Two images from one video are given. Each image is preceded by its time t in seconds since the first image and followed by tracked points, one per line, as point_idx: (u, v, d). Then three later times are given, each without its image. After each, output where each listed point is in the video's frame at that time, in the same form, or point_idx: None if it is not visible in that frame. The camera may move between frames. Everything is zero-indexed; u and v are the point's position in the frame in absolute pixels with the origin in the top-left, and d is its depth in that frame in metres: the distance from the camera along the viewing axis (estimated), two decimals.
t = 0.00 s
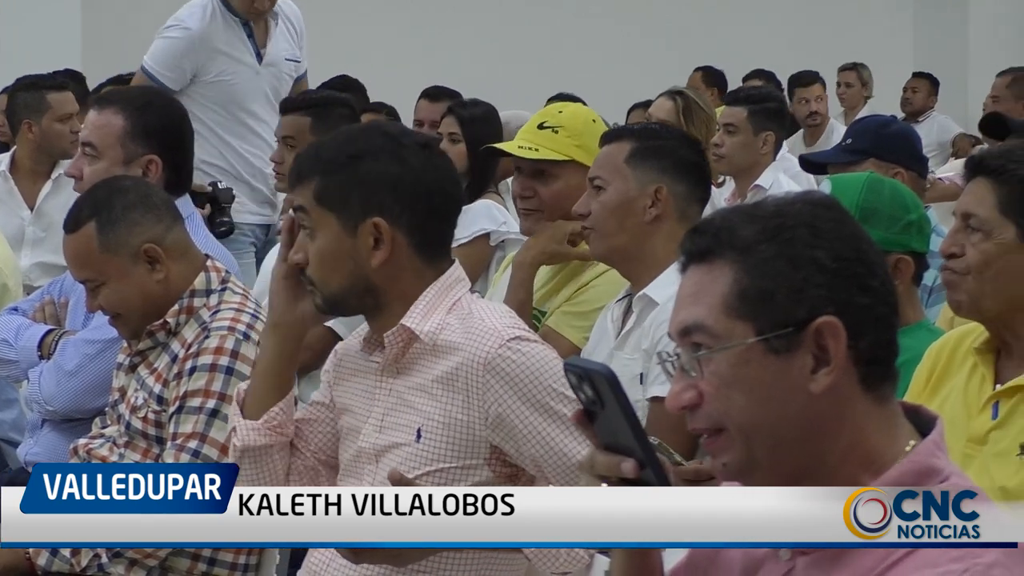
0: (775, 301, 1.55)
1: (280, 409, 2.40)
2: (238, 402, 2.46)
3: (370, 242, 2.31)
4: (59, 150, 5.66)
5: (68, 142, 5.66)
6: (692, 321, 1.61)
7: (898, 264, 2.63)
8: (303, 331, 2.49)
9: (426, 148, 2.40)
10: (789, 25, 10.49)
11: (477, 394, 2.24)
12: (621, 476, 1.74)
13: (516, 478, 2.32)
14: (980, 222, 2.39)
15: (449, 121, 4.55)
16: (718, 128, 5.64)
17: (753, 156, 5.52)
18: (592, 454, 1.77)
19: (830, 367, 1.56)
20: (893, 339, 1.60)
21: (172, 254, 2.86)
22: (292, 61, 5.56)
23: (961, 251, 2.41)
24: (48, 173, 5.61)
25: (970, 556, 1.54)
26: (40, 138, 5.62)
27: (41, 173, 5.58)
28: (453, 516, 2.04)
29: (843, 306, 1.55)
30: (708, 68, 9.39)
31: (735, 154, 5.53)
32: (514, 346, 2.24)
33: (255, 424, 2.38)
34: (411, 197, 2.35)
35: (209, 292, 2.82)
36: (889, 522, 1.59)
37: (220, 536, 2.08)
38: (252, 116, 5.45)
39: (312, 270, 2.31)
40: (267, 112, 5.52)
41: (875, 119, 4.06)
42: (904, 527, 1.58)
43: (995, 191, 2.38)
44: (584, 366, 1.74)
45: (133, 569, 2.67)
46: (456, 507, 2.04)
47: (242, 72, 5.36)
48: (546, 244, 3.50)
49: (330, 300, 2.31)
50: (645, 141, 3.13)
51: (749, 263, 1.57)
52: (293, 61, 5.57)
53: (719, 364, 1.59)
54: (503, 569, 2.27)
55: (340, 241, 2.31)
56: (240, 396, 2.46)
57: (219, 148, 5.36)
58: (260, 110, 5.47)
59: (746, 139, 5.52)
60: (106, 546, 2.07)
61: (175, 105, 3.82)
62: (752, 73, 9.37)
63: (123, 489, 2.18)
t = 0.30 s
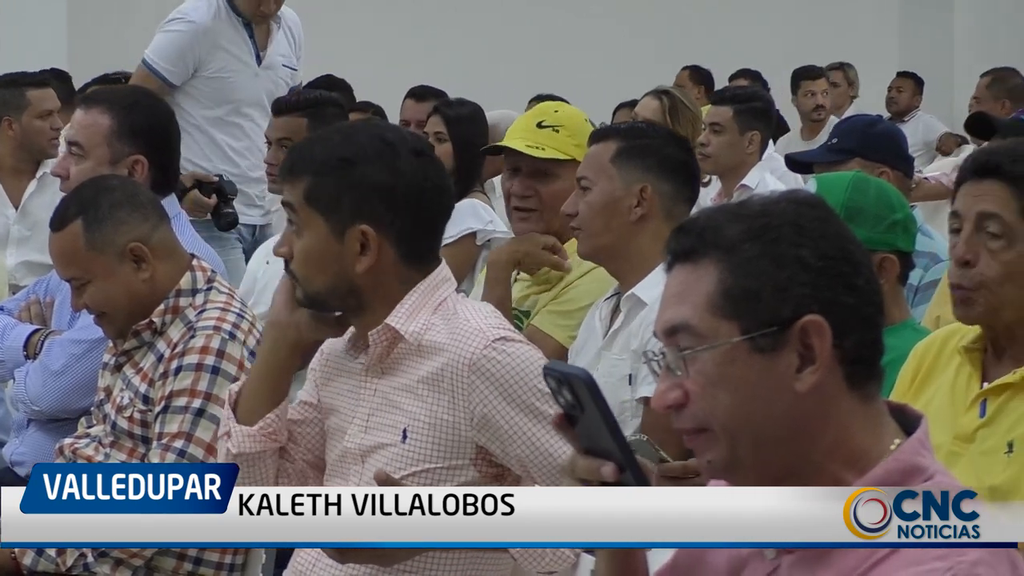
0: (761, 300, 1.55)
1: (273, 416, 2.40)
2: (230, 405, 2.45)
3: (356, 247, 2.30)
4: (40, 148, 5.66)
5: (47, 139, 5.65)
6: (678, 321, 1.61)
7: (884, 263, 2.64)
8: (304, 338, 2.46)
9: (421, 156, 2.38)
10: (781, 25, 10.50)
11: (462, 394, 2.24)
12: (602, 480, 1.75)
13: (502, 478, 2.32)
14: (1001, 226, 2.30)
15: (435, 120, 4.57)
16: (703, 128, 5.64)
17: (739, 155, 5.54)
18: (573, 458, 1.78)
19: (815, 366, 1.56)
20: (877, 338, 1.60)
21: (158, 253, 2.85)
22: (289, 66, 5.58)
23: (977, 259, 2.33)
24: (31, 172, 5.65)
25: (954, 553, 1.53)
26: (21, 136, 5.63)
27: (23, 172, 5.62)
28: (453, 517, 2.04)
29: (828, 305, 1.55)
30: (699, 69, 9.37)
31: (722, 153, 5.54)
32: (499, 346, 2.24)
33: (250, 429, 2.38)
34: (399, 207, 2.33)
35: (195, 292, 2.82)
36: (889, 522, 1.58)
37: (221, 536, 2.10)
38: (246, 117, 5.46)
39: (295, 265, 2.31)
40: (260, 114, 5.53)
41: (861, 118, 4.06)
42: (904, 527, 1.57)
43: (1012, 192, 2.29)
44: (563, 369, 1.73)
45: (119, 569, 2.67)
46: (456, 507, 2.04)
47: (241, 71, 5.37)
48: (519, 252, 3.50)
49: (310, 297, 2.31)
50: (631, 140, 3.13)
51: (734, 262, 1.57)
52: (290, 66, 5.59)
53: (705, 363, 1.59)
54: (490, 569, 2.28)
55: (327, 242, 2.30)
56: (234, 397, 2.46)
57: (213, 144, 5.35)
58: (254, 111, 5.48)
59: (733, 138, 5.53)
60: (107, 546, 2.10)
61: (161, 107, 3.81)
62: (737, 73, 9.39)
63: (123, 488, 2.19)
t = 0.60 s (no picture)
0: (727, 318, 1.56)
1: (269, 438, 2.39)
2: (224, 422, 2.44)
3: (349, 248, 2.30)
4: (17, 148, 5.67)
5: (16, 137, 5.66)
6: (651, 350, 1.61)
7: (867, 263, 2.64)
8: (293, 358, 2.40)
9: (421, 162, 2.37)
10: (767, 23, 10.50)
11: (448, 393, 2.24)
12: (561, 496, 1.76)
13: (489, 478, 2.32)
14: (1018, 252, 2.24)
15: (420, 118, 4.58)
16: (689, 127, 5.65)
17: (725, 154, 5.52)
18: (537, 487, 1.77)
19: (795, 373, 1.56)
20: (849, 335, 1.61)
21: (143, 253, 2.85)
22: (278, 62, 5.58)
23: (997, 285, 2.26)
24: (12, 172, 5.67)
25: (938, 557, 1.55)
26: None
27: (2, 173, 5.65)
28: (453, 516, 2.07)
29: (796, 312, 1.56)
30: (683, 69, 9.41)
31: (707, 152, 5.53)
32: (485, 345, 2.23)
33: (248, 454, 2.37)
34: (393, 211, 2.33)
35: (179, 291, 2.82)
36: (889, 521, 1.59)
37: (223, 537, 2.11)
38: (234, 114, 5.49)
39: (285, 256, 2.31)
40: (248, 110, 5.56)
41: (846, 118, 4.08)
42: (904, 527, 1.58)
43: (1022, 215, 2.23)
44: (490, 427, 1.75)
45: (103, 569, 2.67)
46: (456, 507, 2.06)
47: (228, 69, 5.38)
48: (498, 253, 3.66)
49: (297, 288, 2.32)
50: (627, 138, 3.13)
51: (694, 285, 1.57)
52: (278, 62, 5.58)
53: (686, 391, 1.59)
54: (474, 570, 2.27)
55: (320, 238, 2.30)
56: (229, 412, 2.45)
57: (200, 143, 5.39)
58: (241, 109, 5.50)
59: (719, 137, 5.53)
60: (108, 546, 2.12)
61: (137, 115, 3.81)
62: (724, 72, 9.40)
63: (123, 488, 2.18)
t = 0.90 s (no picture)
0: (680, 335, 1.55)
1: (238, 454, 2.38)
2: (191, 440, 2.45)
3: (319, 245, 2.30)
4: None
5: None
6: (607, 375, 1.61)
7: (832, 261, 2.66)
8: (249, 381, 2.40)
9: (397, 165, 2.37)
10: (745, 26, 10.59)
11: (414, 391, 2.23)
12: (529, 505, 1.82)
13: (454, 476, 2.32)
14: (970, 299, 2.18)
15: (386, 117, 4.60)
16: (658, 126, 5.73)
17: (692, 152, 5.60)
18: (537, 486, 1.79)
19: (753, 385, 1.57)
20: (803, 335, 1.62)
21: (108, 251, 2.87)
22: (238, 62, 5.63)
23: (952, 333, 2.21)
24: None
25: (902, 557, 1.54)
26: None
27: None
28: (453, 516, 2.07)
29: (749, 322, 1.56)
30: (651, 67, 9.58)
31: (675, 150, 5.59)
32: (451, 343, 2.23)
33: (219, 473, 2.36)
34: (367, 212, 2.33)
35: (145, 289, 2.84)
36: (888, 521, 1.61)
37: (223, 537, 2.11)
38: (192, 117, 5.54)
39: (256, 248, 2.32)
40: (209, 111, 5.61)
41: (811, 116, 4.10)
42: (905, 527, 1.61)
43: (974, 265, 2.16)
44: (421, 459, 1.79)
45: (68, 567, 2.68)
46: (456, 507, 2.06)
47: (179, 71, 5.45)
48: (464, 256, 3.67)
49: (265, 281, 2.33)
50: (593, 138, 3.19)
51: (644, 306, 1.57)
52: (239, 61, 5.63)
53: (648, 414, 1.60)
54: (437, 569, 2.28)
55: (292, 233, 2.30)
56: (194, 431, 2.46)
57: (159, 149, 5.45)
58: (199, 111, 5.56)
59: (687, 135, 5.62)
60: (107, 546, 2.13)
61: (104, 116, 3.85)
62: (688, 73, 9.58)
63: (123, 488, 2.17)
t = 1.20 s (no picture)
0: (637, 336, 1.55)
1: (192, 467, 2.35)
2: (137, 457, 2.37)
3: (280, 237, 2.30)
4: None
5: None
6: (565, 376, 1.61)
7: (789, 256, 2.68)
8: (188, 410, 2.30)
9: (362, 161, 2.36)
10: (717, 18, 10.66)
11: (371, 386, 2.23)
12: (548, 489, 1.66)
13: (413, 471, 2.33)
14: (927, 330, 2.25)
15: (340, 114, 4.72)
16: (616, 120, 5.75)
17: (649, 148, 5.62)
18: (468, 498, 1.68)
19: (712, 384, 1.57)
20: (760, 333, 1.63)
21: (66, 247, 2.89)
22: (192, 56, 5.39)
23: (908, 361, 2.27)
24: None
25: (859, 552, 1.53)
26: None
27: None
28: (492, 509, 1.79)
29: (708, 323, 1.56)
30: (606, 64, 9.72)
31: (632, 145, 5.63)
32: (409, 338, 2.23)
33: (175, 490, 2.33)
34: (329, 209, 2.32)
35: (102, 285, 2.88)
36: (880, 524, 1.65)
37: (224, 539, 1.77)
38: (136, 111, 5.48)
39: (217, 241, 2.32)
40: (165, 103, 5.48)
41: (769, 111, 4.17)
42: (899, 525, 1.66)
43: (927, 299, 2.22)
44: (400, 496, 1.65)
45: (27, 565, 2.67)
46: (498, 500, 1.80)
47: (117, 65, 5.38)
48: (424, 253, 3.69)
49: (226, 272, 2.33)
50: (543, 134, 3.25)
51: (599, 307, 1.57)
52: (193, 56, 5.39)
53: (607, 413, 1.59)
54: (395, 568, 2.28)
55: (253, 226, 2.30)
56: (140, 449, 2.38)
57: (99, 141, 5.48)
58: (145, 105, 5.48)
59: (644, 131, 5.63)
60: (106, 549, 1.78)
61: (60, 112, 3.92)
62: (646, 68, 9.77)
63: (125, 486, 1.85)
